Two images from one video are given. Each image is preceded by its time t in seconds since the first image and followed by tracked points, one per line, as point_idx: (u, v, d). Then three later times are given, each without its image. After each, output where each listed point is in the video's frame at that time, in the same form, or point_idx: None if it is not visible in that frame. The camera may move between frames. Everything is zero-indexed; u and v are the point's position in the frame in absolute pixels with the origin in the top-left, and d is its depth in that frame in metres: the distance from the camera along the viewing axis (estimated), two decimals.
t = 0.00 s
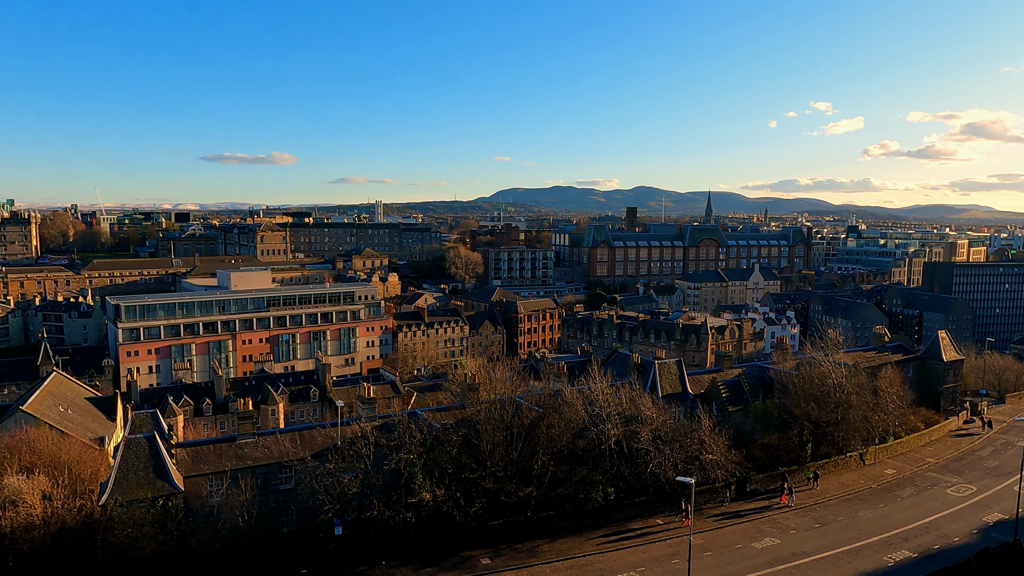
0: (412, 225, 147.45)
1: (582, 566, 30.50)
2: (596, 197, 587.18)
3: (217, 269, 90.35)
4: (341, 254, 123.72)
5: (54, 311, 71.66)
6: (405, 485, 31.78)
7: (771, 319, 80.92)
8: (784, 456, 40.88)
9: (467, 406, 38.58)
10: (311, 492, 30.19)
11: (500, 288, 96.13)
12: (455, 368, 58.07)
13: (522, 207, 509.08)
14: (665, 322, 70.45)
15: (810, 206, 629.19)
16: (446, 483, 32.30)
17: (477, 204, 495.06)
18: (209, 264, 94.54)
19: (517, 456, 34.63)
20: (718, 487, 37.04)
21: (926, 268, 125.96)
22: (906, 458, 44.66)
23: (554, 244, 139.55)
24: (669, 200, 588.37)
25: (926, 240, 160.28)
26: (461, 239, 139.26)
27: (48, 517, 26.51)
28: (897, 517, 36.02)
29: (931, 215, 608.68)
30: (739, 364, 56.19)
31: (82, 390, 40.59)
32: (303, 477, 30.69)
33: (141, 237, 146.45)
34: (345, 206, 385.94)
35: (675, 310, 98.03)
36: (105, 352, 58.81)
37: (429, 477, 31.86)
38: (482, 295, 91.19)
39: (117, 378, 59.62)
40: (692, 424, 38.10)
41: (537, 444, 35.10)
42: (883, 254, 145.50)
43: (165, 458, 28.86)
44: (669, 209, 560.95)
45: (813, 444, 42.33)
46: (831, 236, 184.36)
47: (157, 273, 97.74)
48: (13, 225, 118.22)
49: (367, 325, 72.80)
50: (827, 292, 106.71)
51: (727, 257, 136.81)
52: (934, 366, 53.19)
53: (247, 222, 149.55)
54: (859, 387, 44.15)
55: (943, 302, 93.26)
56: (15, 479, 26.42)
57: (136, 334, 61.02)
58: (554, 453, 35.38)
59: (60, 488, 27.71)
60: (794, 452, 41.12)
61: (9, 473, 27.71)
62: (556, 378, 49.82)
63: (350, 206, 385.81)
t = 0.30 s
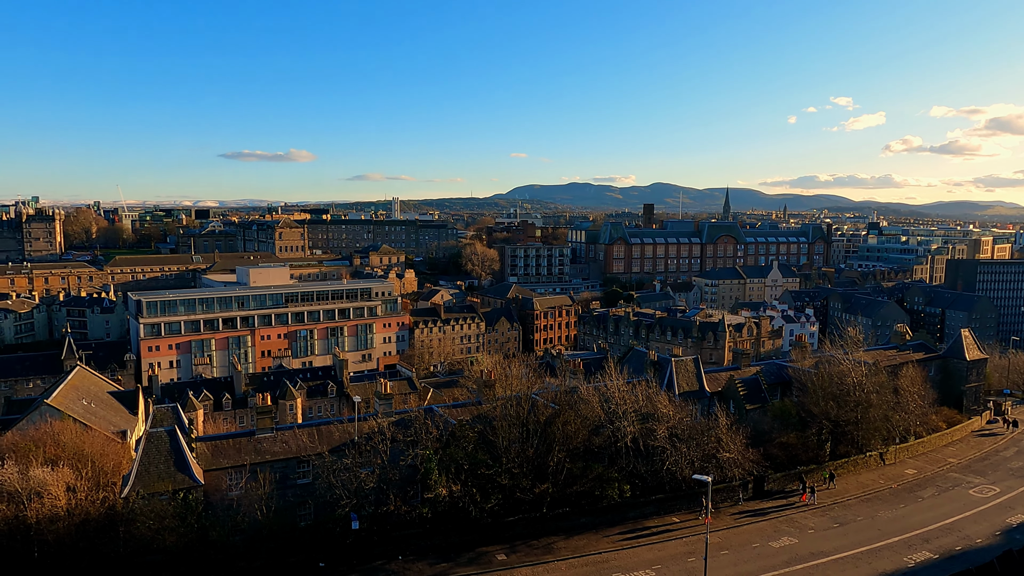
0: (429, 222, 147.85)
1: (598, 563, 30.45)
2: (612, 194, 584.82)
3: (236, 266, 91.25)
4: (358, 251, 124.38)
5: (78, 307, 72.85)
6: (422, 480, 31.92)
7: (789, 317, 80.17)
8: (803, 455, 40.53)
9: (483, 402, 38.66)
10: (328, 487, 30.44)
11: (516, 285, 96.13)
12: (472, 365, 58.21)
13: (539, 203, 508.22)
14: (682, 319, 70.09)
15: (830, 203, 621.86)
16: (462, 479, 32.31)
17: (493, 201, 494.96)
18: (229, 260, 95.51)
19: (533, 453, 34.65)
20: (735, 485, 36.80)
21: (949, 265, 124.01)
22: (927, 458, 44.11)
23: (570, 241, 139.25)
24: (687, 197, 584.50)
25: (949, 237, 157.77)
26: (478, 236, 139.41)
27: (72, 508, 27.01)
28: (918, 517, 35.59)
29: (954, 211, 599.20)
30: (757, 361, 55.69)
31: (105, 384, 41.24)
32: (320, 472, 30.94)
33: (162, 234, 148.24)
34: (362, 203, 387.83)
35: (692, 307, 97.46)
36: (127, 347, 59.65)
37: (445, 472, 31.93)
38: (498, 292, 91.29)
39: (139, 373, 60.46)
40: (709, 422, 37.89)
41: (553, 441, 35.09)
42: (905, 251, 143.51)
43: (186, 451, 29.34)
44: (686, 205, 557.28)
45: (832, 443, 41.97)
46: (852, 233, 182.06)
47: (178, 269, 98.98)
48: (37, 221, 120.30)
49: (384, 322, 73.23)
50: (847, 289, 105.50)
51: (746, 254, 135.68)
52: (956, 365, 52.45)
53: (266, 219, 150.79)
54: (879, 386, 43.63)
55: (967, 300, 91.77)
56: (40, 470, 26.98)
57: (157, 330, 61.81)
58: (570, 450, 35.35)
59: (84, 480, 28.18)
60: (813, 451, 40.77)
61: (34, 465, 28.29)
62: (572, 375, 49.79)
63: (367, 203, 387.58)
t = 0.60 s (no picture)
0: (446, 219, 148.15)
1: (613, 561, 30.41)
2: (630, 190, 582.09)
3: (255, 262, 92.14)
4: (376, 247, 125.01)
5: (101, 302, 74.04)
6: (438, 476, 32.04)
7: (809, 315, 79.36)
8: (821, 454, 40.13)
9: (499, 399, 38.72)
10: (345, 482, 30.62)
11: (532, 282, 96.07)
12: (488, 361, 58.30)
13: (555, 200, 507.30)
14: (699, 317, 69.68)
15: (850, 199, 614.31)
16: (478, 475, 32.29)
17: (510, 197, 494.72)
18: (248, 256, 96.45)
19: (549, 449, 34.62)
20: (752, 484, 36.55)
21: (973, 263, 121.97)
22: (949, 459, 43.52)
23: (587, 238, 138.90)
24: (705, 193, 580.26)
25: (974, 234, 155.15)
26: (494, 233, 139.43)
27: (95, 500, 27.57)
28: (939, 518, 35.13)
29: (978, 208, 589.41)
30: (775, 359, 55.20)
31: (128, 378, 41.89)
32: (338, 466, 31.16)
33: (183, 230, 150.02)
34: (380, 200, 389.49)
35: (709, 304, 96.85)
36: (149, 342, 60.53)
37: (461, 468, 31.94)
38: (514, 289, 91.35)
39: (160, 368, 61.34)
40: (726, 420, 37.59)
41: (569, 438, 35.01)
42: (927, 249, 141.45)
43: (206, 445, 29.68)
44: (704, 202, 553.42)
45: (851, 442, 41.51)
46: (873, 230, 179.70)
47: (198, 265, 100.14)
48: (62, 218, 122.35)
49: (401, 318, 73.58)
50: (868, 287, 104.22)
51: (764, 251, 134.52)
52: (980, 365, 51.64)
53: (285, 216, 152.07)
54: (901, 384, 43.07)
55: (991, 299, 90.12)
56: (64, 463, 27.58)
57: (178, 325, 62.63)
58: (586, 447, 35.23)
59: (107, 473, 28.71)
60: (832, 450, 40.36)
61: (59, 456, 28.81)
62: (588, 372, 49.73)
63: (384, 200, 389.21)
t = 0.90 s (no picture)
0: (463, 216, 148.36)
1: (630, 559, 30.34)
2: (648, 187, 578.94)
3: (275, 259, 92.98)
4: (393, 244, 125.51)
5: (124, 298, 75.16)
6: (455, 472, 32.12)
7: (830, 313, 78.43)
8: (841, 454, 39.71)
9: (516, 395, 38.80)
10: (363, 477, 30.85)
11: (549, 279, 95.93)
12: (505, 358, 58.34)
13: (573, 197, 505.81)
14: (718, 315, 69.18)
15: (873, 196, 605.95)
16: (494, 472, 32.33)
17: (528, 194, 494.05)
18: (268, 253, 97.33)
19: (566, 446, 34.64)
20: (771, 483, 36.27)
21: (999, 261, 119.77)
22: (972, 460, 42.85)
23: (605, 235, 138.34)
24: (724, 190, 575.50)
25: (999, 232, 152.38)
26: (511, 230, 139.33)
27: (119, 492, 28.00)
28: (962, 520, 34.61)
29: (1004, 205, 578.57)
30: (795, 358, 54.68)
31: (150, 372, 42.50)
32: (356, 461, 31.42)
33: (204, 227, 151.68)
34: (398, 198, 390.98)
35: (728, 302, 96.05)
36: (171, 337, 61.37)
37: (478, 465, 31.98)
38: (532, 286, 91.31)
39: (182, 363, 62.18)
40: (745, 419, 37.30)
41: (586, 436, 34.98)
42: (951, 247, 139.21)
43: (226, 439, 30.09)
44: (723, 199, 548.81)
45: (872, 442, 41.05)
46: (896, 227, 177.14)
47: (219, 261, 101.27)
48: (86, 215, 124.40)
49: (418, 315, 73.86)
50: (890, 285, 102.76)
51: (784, 248, 133.18)
52: (1006, 364, 50.75)
53: (304, 212, 153.17)
54: (923, 384, 42.47)
55: (1018, 298, 88.19)
56: (89, 455, 28.07)
57: (199, 320, 63.42)
58: (603, 445, 35.17)
59: (130, 466, 29.16)
60: (852, 450, 39.94)
61: (84, 449, 29.34)
62: (606, 369, 49.63)
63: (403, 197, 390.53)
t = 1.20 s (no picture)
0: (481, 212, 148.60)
1: (648, 557, 30.24)
2: (667, 183, 575.24)
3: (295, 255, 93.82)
4: (412, 241, 126.02)
5: (148, 293, 76.32)
6: (473, 468, 32.17)
7: (852, 311, 77.44)
8: (864, 454, 39.23)
9: (534, 392, 38.84)
10: (382, 472, 31.08)
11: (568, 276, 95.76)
12: (523, 355, 58.34)
13: (592, 194, 504.02)
14: (738, 312, 68.63)
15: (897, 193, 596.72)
16: (512, 468, 32.35)
17: (547, 191, 493.22)
18: (288, 249, 98.20)
19: (583, 444, 34.59)
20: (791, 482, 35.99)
21: None
22: (998, 461, 42.11)
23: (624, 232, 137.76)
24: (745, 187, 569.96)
25: None
26: (530, 226, 139.28)
27: (143, 484, 28.47)
28: (987, 523, 34.04)
29: None
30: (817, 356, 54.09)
31: (174, 367, 43.14)
32: (375, 456, 31.67)
33: (226, 224, 153.43)
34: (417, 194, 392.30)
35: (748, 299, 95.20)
36: (193, 332, 62.20)
37: (496, 461, 32.00)
38: (550, 283, 91.23)
39: (204, 357, 63.02)
40: (765, 418, 36.97)
41: (604, 433, 34.88)
42: (978, 244, 136.61)
43: (248, 433, 30.53)
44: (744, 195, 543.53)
45: (895, 442, 40.52)
46: (921, 224, 174.25)
47: (240, 257, 102.37)
48: (111, 211, 126.41)
49: (437, 311, 74.14)
50: (915, 283, 101.18)
51: (806, 245, 131.67)
52: None
53: (324, 209, 154.38)
54: (948, 384, 41.80)
55: None
56: (115, 448, 28.61)
57: (221, 316, 64.17)
58: (621, 442, 35.06)
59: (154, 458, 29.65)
60: (874, 450, 39.43)
61: (109, 442, 29.90)
62: (624, 366, 49.49)
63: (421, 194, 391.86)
